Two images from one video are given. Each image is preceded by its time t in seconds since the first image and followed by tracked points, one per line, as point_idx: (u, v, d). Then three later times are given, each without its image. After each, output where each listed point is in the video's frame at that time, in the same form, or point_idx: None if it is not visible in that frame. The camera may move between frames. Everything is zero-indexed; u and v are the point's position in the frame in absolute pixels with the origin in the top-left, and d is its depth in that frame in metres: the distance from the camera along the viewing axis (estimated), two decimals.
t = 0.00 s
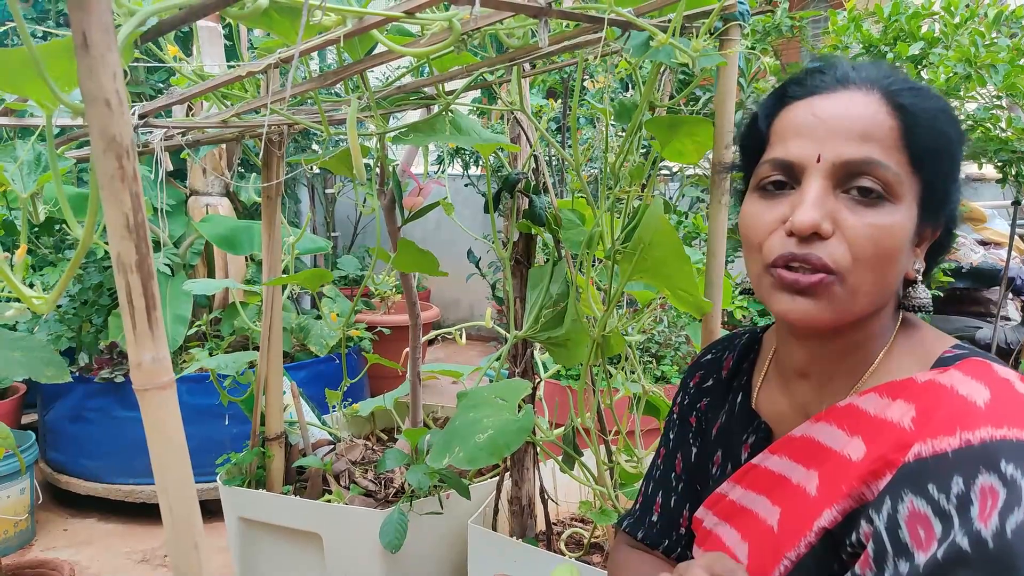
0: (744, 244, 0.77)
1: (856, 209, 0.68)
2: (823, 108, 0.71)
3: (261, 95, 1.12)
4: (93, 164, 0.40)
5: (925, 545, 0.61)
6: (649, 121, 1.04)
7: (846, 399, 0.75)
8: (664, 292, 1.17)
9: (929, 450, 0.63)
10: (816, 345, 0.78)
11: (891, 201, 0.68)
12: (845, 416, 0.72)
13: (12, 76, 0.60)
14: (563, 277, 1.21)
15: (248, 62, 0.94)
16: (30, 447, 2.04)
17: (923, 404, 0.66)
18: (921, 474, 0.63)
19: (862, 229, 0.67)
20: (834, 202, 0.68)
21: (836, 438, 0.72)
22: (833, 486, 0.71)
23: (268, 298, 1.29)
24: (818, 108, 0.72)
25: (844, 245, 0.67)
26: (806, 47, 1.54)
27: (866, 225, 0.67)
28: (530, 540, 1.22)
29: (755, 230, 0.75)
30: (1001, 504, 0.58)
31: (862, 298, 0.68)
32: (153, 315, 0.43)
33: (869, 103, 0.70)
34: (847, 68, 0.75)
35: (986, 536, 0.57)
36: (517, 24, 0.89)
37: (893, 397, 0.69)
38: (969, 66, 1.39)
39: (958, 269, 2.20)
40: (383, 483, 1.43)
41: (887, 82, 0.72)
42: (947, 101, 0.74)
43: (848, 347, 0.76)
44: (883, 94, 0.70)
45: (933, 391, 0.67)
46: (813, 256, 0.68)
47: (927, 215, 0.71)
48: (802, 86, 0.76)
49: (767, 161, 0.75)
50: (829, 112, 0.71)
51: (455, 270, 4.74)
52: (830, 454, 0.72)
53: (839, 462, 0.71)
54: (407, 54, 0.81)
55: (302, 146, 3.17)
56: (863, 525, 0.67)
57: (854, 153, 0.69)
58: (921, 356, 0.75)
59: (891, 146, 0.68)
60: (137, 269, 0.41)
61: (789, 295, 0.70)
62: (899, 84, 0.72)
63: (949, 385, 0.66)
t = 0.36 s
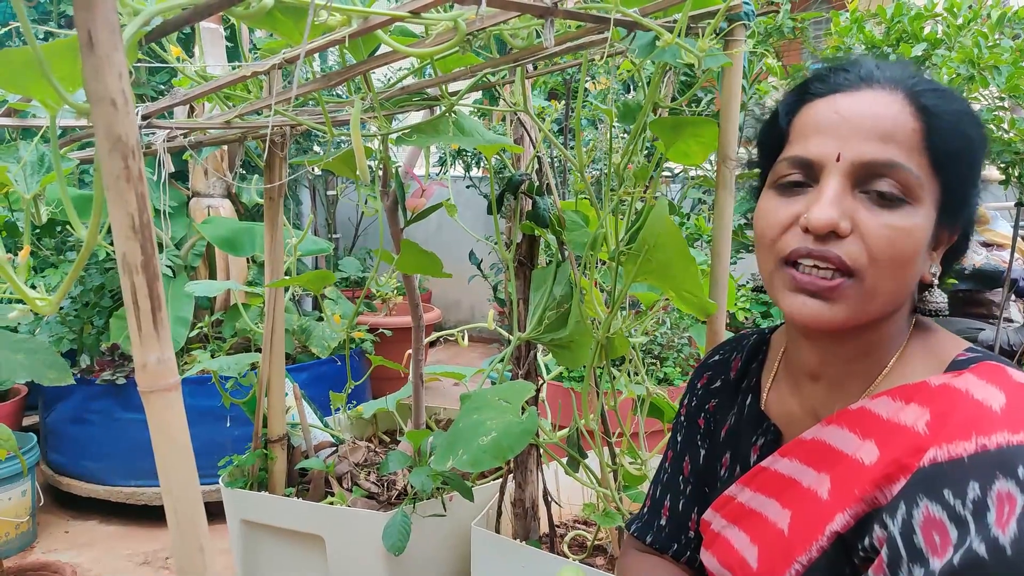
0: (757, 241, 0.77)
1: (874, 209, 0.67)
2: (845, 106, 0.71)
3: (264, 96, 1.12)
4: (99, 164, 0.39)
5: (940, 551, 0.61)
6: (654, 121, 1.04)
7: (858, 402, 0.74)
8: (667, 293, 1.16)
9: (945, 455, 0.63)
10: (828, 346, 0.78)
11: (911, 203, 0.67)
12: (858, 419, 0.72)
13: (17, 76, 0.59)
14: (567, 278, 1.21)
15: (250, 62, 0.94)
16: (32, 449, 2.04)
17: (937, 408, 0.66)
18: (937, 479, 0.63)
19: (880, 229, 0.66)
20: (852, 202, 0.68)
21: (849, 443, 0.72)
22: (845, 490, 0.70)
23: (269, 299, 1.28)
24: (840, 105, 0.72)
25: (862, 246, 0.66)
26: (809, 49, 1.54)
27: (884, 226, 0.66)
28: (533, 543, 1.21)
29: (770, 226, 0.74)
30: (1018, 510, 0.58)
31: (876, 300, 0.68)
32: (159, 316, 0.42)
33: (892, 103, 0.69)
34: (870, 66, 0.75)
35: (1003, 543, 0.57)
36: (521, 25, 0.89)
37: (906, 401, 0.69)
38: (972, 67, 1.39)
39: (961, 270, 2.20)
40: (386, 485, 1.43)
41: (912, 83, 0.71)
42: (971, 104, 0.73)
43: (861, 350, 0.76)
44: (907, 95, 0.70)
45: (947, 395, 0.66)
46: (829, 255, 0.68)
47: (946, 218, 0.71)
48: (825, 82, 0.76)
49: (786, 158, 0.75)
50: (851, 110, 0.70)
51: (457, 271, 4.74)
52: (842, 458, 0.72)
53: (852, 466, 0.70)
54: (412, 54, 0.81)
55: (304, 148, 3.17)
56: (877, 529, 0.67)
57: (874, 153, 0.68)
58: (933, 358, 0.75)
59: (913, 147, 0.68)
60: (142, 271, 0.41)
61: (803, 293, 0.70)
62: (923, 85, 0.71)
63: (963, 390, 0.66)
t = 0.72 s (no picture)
0: (760, 236, 0.77)
1: (875, 205, 0.67)
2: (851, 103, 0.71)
3: (263, 95, 1.12)
4: (100, 162, 0.39)
5: (942, 547, 0.61)
6: (654, 121, 1.04)
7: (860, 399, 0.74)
8: (666, 292, 1.16)
9: (946, 452, 0.63)
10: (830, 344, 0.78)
11: (913, 200, 0.67)
12: (861, 417, 0.72)
13: (17, 75, 0.59)
14: (567, 277, 1.21)
15: (250, 61, 0.94)
16: (32, 449, 2.04)
17: (940, 406, 0.66)
18: (938, 476, 0.63)
19: (879, 225, 0.66)
20: (853, 197, 0.68)
21: (851, 440, 0.72)
22: (847, 487, 0.71)
23: (270, 298, 1.28)
24: (844, 103, 0.72)
25: (861, 240, 0.66)
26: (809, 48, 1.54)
27: (884, 222, 0.66)
28: (533, 542, 1.21)
29: (772, 219, 0.75)
30: (1020, 507, 0.58)
31: (875, 295, 0.67)
32: (159, 313, 0.42)
33: (899, 99, 0.70)
34: (878, 64, 0.75)
35: (1004, 539, 0.57)
36: (521, 23, 0.89)
37: (909, 399, 0.69)
38: (972, 66, 1.39)
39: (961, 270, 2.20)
40: (386, 485, 1.43)
41: (919, 81, 0.71)
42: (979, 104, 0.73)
43: (862, 347, 0.76)
44: (913, 92, 0.70)
45: (950, 393, 0.66)
46: (829, 248, 0.68)
47: (948, 218, 0.71)
48: (831, 79, 0.77)
49: (791, 152, 0.75)
50: (854, 108, 0.70)
51: (457, 272, 4.74)
52: (844, 455, 0.72)
53: (854, 463, 0.70)
54: (412, 53, 0.81)
55: (304, 148, 3.17)
56: (878, 525, 0.67)
57: (878, 150, 0.68)
58: (935, 357, 0.75)
59: (916, 145, 0.68)
60: (142, 268, 0.41)
61: (802, 285, 0.70)
62: (930, 83, 0.71)
63: (966, 388, 0.66)
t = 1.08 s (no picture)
0: (756, 245, 0.77)
1: (868, 208, 0.68)
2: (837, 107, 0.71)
3: (260, 96, 1.12)
4: (93, 162, 0.40)
5: (939, 541, 0.61)
6: (650, 122, 1.04)
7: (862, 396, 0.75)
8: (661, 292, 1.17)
9: (947, 447, 0.63)
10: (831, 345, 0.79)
11: (905, 199, 0.68)
12: (862, 413, 0.72)
13: (12, 75, 0.60)
14: (563, 278, 1.21)
15: (246, 62, 0.94)
16: (29, 450, 2.04)
17: (942, 402, 0.67)
18: (938, 471, 0.63)
19: (873, 228, 0.66)
20: (844, 201, 0.68)
21: (852, 436, 0.72)
22: (847, 481, 0.71)
23: (268, 299, 1.29)
24: (830, 106, 0.72)
25: (856, 245, 0.67)
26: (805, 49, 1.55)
27: (878, 224, 0.66)
28: (530, 542, 1.22)
29: (767, 229, 0.75)
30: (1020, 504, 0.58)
31: (875, 297, 0.67)
32: (152, 312, 0.43)
33: (883, 100, 0.70)
34: (860, 65, 0.76)
35: (1003, 535, 0.58)
36: (516, 24, 0.89)
37: (910, 395, 0.70)
38: (968, 68, 1.39)
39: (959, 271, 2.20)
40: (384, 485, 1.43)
41: (902, 81, 0.72)
42: (965, 100, 0.74)
43: (864, 346, 0.76)
44: (898, 92, 0.71)
45: (952, 390, 0.67)
46: (823, 256, 0.68)
47: (942, 213, 0.71)
48: (814, 85, 0.77)
49: (780, 160, 0.75)
50: (847, 108, 0.71)
51: (456, 272, 4.75)
52: (845, 450, 0.72)
53: (855, 458, 0.71)
54: (407, 54, 0.81)
55: (302, 148, 3.17)
56: (876, 519, 0.67)
57: (868, 152, 0.69)
58: (936, 354, 0.75)
59: (905, 144, 0.69)
60: (136, 268, 0.41)
61: (799, 296, 0.70)
62: (914, 81, 0.72)
63: (968, 384, 0.66)
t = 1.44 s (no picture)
0: (738, 256, 0.77)
1: (847, 216, 0.68)
2: (812, 114, 0.71)
3: (258, 96, 1.12)
4: (88, 161, 0.40)
5: (933, 545, 0.62)
6: (648, 122, 1.04)
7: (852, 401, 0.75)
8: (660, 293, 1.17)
9: (937, 450, 0.63)
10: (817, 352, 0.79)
11: (883, 204, 0.68)
12: (852, 418, 0.73)
13: (8, 74, 0.59)
14: (562, 278, 1.20)
15: (244, 61, 0.94)
16: (27, 451, 2.04)
17: (931, 405, 0.67)
18: (929, 475, 0.63)
19: (853, 236, 0.67)
20: (823, 211, 0.68)
21: (843, 441, 0.73)
22: (841, 488, 0.71)
23: (267, 300, 1.29)
24: (800, 118, 0.72)
25: (836, 255, 0.67)
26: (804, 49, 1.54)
27: (858, 232, 0.67)
28: (528, 543, 1.21)
29: (747, 242, 0.74)
30: (1012, 506, 0.58)
31: (858, 305, 0.68)
32: (148, 311, 0.42)
33: (855, 109, 0.70)
34: (830, 73, 0.75)
35: (997, 538, 0.58)
36: (514, 24, 0.89)
37: (900, 398, 0.70)
38: (967, 68, 1.39)
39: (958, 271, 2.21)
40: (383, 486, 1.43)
41: (874, 87, 0.72)
42: (939, 103, 0.74)
43: (850, 353, 0.77)
44: (871, 99, 0.70)
45: (941, 392, 0.67)
46: (805, 268, 0.68)
47: (922, 214, 0.71)
48: (785, 96, 0.76)
49: (758, 170, 0.75)
50: (836, 110, 0.70)
51: (455, 273, 4.74)
52: (837, 456, 0.73)
53: (847, 463, 0.71)
54: (405, 54, 0.81)
55: (302, 149, 3.17)
56: (870, 524, 0.68)
57: (844, 157, 0.68)
58: (922, 357, 0.76)
59: (881, 148, 0.68)
60: (131, 268, 0.41)
61: (782, 308, 0.70)
62: (887, 87, 0.72)
63: (957, 386, 0.66)
